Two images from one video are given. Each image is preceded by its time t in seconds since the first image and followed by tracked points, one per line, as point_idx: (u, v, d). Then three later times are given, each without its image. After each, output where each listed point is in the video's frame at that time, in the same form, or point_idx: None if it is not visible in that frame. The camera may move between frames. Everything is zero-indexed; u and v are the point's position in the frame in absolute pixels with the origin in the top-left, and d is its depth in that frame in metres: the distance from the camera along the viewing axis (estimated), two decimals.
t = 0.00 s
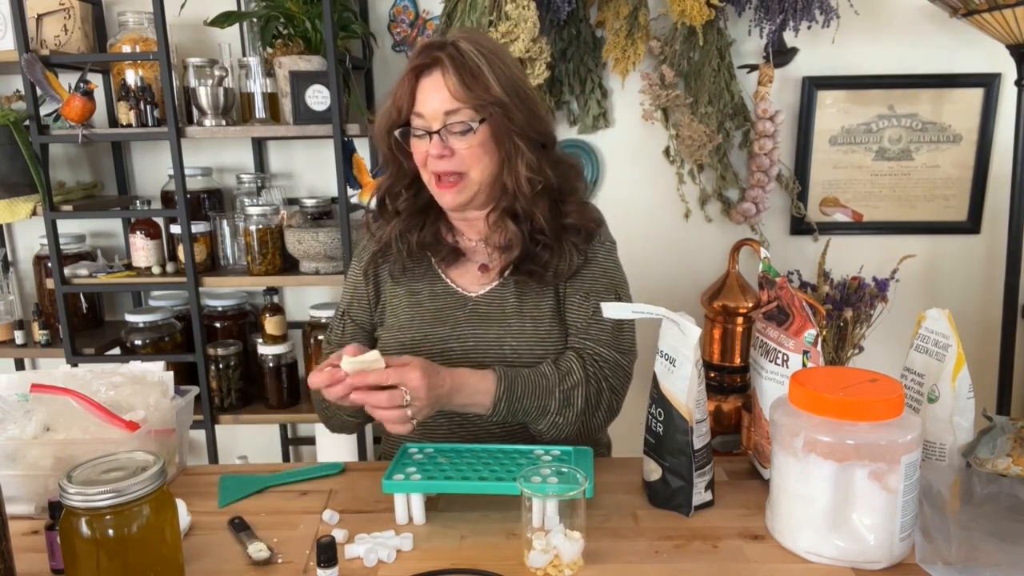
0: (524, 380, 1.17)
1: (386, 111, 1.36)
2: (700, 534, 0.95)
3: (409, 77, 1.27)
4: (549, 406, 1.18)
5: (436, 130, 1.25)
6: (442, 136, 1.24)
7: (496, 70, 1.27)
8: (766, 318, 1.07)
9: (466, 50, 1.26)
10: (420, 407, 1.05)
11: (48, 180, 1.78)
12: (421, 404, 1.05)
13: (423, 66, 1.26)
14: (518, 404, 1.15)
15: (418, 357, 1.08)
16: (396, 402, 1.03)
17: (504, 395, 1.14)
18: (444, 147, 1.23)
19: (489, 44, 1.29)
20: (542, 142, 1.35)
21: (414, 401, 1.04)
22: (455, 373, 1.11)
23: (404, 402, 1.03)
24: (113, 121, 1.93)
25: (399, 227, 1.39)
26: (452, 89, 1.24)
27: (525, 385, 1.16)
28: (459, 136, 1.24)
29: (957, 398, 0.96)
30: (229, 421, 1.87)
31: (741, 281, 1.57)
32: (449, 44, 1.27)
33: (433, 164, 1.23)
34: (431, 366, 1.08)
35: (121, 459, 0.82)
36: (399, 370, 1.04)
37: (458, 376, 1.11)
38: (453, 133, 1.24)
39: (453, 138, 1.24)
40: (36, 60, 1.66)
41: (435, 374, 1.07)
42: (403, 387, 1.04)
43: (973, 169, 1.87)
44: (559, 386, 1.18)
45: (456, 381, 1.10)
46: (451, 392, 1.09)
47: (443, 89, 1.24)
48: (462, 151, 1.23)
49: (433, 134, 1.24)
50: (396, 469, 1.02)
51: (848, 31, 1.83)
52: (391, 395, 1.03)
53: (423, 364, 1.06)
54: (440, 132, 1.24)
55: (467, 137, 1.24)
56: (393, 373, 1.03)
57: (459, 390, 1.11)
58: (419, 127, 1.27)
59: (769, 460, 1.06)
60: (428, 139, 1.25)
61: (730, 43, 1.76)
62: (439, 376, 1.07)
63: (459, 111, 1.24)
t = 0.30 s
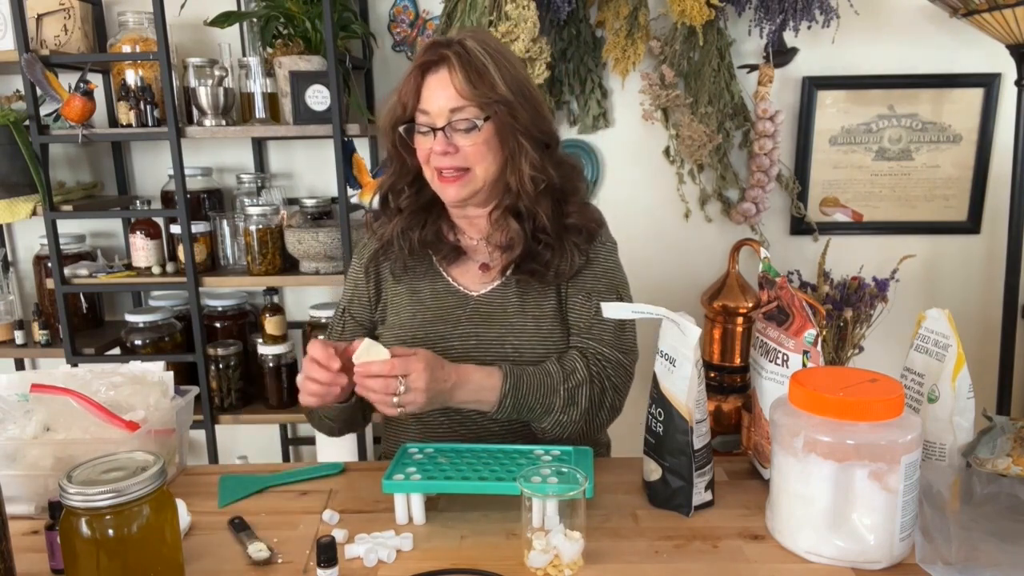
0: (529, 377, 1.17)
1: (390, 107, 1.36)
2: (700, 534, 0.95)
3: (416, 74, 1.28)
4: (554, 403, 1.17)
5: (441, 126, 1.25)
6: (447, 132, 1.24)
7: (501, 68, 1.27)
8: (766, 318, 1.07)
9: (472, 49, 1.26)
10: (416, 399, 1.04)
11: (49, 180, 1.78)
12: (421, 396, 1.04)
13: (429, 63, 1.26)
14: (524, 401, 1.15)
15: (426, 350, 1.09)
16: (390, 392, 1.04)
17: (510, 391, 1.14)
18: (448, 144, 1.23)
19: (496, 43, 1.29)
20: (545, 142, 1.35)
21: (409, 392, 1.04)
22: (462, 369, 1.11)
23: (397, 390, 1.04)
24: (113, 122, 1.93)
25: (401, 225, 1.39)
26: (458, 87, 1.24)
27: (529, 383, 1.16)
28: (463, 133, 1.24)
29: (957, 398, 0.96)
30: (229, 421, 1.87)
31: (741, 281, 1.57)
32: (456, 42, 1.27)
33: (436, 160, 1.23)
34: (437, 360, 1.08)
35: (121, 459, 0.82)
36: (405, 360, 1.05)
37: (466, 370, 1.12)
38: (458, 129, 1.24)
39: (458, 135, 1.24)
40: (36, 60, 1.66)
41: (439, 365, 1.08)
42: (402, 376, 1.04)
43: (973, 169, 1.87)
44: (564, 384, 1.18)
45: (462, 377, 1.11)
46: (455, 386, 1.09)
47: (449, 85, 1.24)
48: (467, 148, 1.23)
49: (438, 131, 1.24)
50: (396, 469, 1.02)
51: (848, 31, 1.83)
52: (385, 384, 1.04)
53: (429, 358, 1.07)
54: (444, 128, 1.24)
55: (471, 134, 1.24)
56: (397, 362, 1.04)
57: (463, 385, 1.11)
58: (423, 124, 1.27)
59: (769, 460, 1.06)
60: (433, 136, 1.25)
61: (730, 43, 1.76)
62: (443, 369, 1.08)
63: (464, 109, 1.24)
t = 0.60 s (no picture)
0: (530, 374, 1.16)
1: (392, 107, 1.36)
2: (700, 534, 0.95)
3: (416, 74, 1.27)
4: (552, 401, 1.17)
5: (441, 126, 1.25)
6: (448, 132, 1.24)
7: (502, 68, 1.27)
8: (766, 318, 1.07)
9: (472, 48, 1.26)
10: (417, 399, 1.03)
11: (48, 180, 1.78)
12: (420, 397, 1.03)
13: (430, 62, 1.26)
14: (524, 395, 1.15)
15: (437, 349, 1.06)
16: (396, 398, 1.02)
17: (510, 389, 1.13)
18: (449, 143, 1.23)
19: (496, 42, 1.29)
20: (545, 141, 1.35)
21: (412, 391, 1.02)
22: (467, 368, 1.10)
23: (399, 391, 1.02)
24: (113, 121, 1.93)
25: (401, 222, 1.39)
26: (458, 86, 1.24)
27: (531, 382, 1.15)
28: (464, 133, 1.24)
29: (957, 398, 0.96)
30: (229, 421, 1.87)
31: (741, 281, 1.57)
32: (456, 42, 1.27)
33: (437, 160, 1.24)
34: (444, 362, 1.06)
35: (121, 459, 0.82)
36: (409, 361, 1.01)
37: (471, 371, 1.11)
38: (458, 129, 1.24)
39: (458, 135, 1.24)
40: (36, 60, 1.66)
41: (445, 370, 1.06)
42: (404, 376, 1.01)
43: (973, 169, 1.87)
44: (565, 383, 1.18)
45: (464, 376, 1.09)
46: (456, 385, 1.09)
47: (449, 85, 1.24)
48: (467, 147, 1.23)
49: (438, 130, 1.24)
50: (396, 469, 1.02)
51: (848, 30, 1.83)
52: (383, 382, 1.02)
53: (436, 363, 1.04)
54: (445, 128, 1.24)
55: (472, 134, 1.24)
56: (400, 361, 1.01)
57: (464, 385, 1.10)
58: (424, 124, 1.27)
59: (769, 460, 1.06)
60: (434, 136, 1.25)
61: (730, 43, 1.76)
62: (447, 371, 1.07)
63: (464, 108, 1.25)
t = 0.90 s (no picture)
0: (541, 374, 1.15)
1: (391, 106, 1.37)
2: (700, 534, 0.95)
3: (421, 67, 1.29)
4: (562, 402, 1.17)
5: (449, 116, 1.26)
6: (456, 122, 1.25)
7: (506, 58, 1.31)
8: (766, 318, 1.07)
9: (475, 39, 1.29)
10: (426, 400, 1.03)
11: (48, 180, 1.78)
12: (428, 399, 1.03)
13: (434, 55, 1.28)
14: (535, 399, 1.13)
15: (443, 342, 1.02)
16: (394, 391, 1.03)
17: (522, 390, 1.12)
18: (458, 133, 1.24)
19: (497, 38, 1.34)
20: (546, 131, 1.37)
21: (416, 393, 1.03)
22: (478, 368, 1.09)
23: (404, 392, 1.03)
24: (113, 122, 1.93)
25: (400, 231, 1.38)
26: (467, 74, 1.26)
27: (542, 382, 1.14)
28: (473, 120, 1.26)
29: (957, 398, 0.96)
30: (229, 421, 1.87)
31: (741, 281, 1.57)
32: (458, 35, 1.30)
33: (447, 150, 1.24)
34: (450, 359, 1.04)
35: (121, 459, 0.82)
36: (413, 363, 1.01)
37: (483, 370, 1.09)
38: (467, 117, 1.26)
39: (467, 124, 1.25)
40: (36, 60, 1.66)
41: (452, 368, 1.04)
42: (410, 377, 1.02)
43: (973, 169, 1.87)
44: (573, 383, 1.18)
45: (475, 377, 1.08)
46: (466, 386, 1.07)
47: (456, 75, 1.27)
48: (477, 136, 1.25)
49: (447, 120, 1.25)
50: (396, 470, 1.02)
51: (848, 30, 1.83)
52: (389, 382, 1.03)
53: (440, 360, 1.02)
54: (453, 118, 1.26)
55: (481, 122, 1.25)
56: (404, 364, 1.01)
57: (476, 385, 1.08)
58: (430, 116, 1.28)
59: (769, 460, 1.06)
60: (443, 126, 1.26)
61: (730, 43, 1.76)
62: (454, 369, 1.05)
63: (471, 97, 1.26)
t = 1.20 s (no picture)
0: (544, 369, 1.15)
1: (387, 111, 1.37)
2: (700, 534, 0.95)
3: (415, 71, 1.29)
4: (563, 398, 1.16)
5: (446, 119, 1.26)
6: (453, 125, 1.26)
7: (498, 59, 1.31)
8: (766, 318, 1.07)
9: (469, 41, 1.29)
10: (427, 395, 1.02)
11: (49, 180, 1.78)
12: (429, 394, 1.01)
13: (428, 59, 1.28)
14: (536, 391, 1.13)
15: (444, 337, 1.02)
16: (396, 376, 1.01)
17: (524, 381, 1.11)
18: (456, 136, 1.25)
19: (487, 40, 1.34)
20: (544, 134, 1.37)
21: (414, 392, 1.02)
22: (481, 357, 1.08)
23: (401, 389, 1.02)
24: (113, 122, 1.93)
25: (404, 242, 1.37)
26: (461, 77, 1.27)
27: (545, 375, 1.14)
28: (471, 122, 1.26)
29: (957, 398, 0.96)
30: (228, 421, 1.87)
31: (741, 281, 1.57)
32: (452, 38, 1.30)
33: (445, 153, 1.24)
34: (451, 352, 1.02)
35: (121, 459, 0.82)
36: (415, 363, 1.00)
37: (483, 359, 1.09)
38: (464, 120, 1.26)
39: (465, 126, 1.26)
40: (36, 60, 1.66)
41: (451, 364, 1.03)
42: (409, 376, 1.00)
43: (974, 169, 1.87)
44: (577, 379, 1.18)
45: (476, 367, 1.07)
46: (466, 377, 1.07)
47: (450, 77, 1.27)
48: (475, 139, 1.25)
49: (443, 124, 1.26)
50: (396, 469, 1.02)
51: (848, 30, 1.83)
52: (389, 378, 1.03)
53: (441, 356, 1.00)
54: (450, 121, 1.26)
55: (478, 124, 1.26)
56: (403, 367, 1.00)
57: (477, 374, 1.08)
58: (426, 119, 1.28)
59: (769, 460, 1.06)
60: (439, 130, 1.26)
61: (730, 43, 1.76)
62: (454, 363, 1.04)
63: (467, 99, 1.27)
